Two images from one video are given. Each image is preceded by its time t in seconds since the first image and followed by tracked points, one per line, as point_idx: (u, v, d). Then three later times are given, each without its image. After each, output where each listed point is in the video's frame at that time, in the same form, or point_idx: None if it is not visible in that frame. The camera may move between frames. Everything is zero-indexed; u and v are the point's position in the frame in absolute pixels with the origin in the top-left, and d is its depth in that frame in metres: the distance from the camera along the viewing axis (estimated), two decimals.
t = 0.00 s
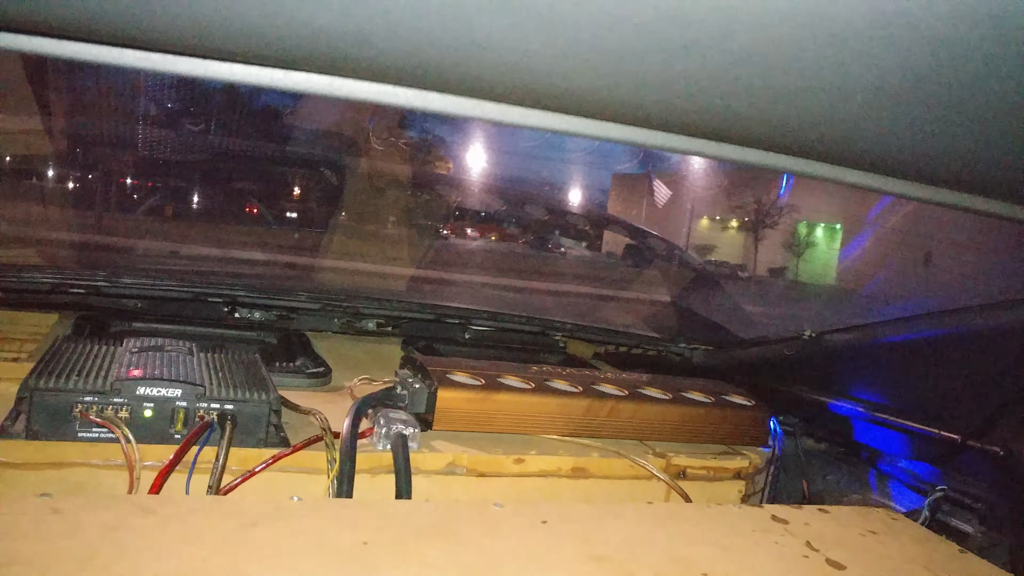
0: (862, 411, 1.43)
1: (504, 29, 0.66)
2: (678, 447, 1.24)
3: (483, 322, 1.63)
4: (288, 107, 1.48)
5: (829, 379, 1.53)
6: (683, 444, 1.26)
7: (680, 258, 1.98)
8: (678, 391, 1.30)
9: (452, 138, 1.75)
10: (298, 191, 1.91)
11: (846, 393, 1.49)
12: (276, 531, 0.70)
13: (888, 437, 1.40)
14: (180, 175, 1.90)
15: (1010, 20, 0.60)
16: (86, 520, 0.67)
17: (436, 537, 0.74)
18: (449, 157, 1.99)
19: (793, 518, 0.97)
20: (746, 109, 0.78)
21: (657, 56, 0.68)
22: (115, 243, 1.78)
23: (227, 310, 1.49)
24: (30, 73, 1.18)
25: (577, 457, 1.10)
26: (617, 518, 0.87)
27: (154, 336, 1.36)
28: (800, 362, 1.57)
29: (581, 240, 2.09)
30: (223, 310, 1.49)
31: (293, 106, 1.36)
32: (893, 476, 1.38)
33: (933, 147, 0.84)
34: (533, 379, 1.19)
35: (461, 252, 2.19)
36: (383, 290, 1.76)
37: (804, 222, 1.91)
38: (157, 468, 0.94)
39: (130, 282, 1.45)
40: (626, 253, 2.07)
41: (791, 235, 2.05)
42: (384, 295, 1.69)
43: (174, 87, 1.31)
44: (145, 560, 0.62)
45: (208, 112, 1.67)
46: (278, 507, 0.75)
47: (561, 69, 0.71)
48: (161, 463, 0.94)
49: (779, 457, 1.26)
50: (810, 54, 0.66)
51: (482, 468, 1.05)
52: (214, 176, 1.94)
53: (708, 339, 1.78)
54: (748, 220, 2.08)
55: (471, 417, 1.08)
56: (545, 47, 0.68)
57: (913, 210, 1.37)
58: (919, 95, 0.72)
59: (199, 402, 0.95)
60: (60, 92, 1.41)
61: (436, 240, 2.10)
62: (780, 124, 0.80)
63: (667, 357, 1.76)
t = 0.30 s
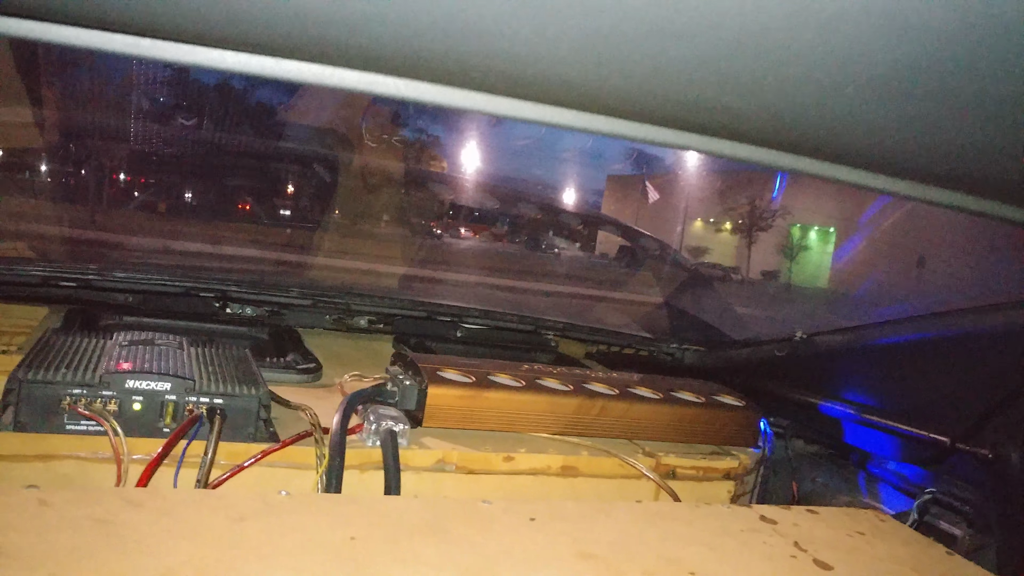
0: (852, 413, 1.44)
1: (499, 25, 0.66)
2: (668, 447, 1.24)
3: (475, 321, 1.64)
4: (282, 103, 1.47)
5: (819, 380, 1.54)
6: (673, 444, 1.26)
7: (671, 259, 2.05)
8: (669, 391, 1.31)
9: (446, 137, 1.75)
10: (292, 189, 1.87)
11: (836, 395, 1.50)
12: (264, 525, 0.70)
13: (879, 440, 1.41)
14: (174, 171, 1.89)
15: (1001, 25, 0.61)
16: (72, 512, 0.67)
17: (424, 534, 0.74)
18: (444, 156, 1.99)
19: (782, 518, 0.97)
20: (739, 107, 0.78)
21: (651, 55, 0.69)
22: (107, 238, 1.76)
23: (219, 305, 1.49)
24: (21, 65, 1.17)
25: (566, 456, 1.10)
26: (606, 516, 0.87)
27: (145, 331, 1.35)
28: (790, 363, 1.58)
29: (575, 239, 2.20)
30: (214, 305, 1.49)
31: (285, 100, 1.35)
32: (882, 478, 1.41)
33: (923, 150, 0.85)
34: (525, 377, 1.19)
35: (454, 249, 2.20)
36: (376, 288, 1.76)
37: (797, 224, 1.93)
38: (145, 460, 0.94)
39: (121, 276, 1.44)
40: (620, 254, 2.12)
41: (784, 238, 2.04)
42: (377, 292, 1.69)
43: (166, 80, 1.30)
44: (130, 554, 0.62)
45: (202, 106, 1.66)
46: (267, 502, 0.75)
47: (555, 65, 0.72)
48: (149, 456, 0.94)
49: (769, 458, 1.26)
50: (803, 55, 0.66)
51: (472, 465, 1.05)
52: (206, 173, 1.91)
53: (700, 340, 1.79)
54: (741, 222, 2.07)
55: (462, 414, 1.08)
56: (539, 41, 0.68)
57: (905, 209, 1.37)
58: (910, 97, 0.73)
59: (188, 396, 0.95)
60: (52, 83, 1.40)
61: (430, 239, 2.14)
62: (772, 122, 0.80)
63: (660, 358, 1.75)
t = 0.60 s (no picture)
0: (838, 414, 1.45)
1: (484, 28, 0.66)
2: (655, 447, 1.25)
3: (464, 321, 1.64)
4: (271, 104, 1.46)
5: (805, 381, 1.55)
6: (661, 445, 1.27)
7: (661, 259, 2.05)
8: (656, 391, 1.31)
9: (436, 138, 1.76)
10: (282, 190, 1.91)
11: (823, 395, 1.51)
12: (248, 527, 0.70)
13: (865, 438, 1.41)
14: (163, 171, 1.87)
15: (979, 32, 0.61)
16: (54, 515, 0.67)
17: (409, 535, 0.74)
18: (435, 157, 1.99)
19: (767, 518, 0.98)
20: (724, 109, 0.79)
21: (635, 58, 0.69)
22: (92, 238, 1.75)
23: (206, 307, 1.48)
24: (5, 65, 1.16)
25: (554, 456, 1.11)
26: (591, 516, 0.87)
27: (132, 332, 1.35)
28: (777, 363, 1.59)
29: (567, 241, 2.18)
30: (202, 306, 1.48)
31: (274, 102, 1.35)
32: (868, 477, 1.40)
33: (906, 152, 0.86)
34: (512, 378, 1.20)
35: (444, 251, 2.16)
36: (365, 289, 1.76)
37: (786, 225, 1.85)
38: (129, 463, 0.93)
39: (107, 277, 1.43)
40: (610, 255, 2.15)
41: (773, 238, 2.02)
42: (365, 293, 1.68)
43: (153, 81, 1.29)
44: (112, 557, 0.62)
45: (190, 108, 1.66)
46: (252, 504, 0.75)
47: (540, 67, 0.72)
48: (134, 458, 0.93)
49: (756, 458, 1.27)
50: (788, 63, 0.67)
51: (459, 467, 1.05)
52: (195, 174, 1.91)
53: (688, 340, 1.80)
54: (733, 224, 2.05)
55: (449, 415, 1.09)
56: (523, 44, 0.68)
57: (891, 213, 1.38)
58: (891, 101, 0.74)
59: (173, 398, 0.94)
60: (38, 83, 1.39)
61: (421, 240, 2.08)
62: (756, 124, 0.81)
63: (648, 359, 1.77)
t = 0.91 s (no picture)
0: (826, 411, 1.46)
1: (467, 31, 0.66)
2: (643, 446, 1.25)
3: (451, 322, 1.64)
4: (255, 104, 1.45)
5: (791, 378, 1.56)
6: (649, 444, 1.27)
7: (649, 259, 2.04)
8: (644, 390, 1.32)
9: (423, 139, 1.75)
10: (268, 191, 1.91)
11: (809, 392, 1.52)
12: (234, 530, 0.70)
13: (850, 436, 1.42)
14: (147, 173, 1.86)
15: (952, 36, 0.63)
16: (38, 522, 0.66)
17: (397, 537, 0.74)
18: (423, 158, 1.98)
19: (754, 515, 0.99)
20: (707, 111, 0.80)
21: (619, 59, 0.69)
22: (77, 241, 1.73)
23: (193, 310, 1.48)
24: None
25: (542, 457, 1.11)
26: (580, 516, 0.88)
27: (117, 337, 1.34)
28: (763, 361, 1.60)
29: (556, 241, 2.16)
30: (189, 310, 1.47)
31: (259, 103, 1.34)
32: (855, 473, 1.41)
33: (887, 151, 0.87)
34: (500, 379, 1.20)
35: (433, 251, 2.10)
36: (353, 291, 1.75)
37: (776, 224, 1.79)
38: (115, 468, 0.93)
39: (92, 281, 1.42)
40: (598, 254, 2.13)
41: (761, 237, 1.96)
42: (352, 294, 1.67)
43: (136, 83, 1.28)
44: (96, 562, 0.61)
45: (174, 111, 1.64)
46: (238, 507, 0.74)
47: (523, 68, 0.72)
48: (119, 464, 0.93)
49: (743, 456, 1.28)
50: (770, 65, 0.67)
51: (446, 468, 1.05)
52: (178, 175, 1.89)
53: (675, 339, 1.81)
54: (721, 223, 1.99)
55: (436, 417, 1.09)
56: (506, 46, 0.69)
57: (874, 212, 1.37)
58: (871, 102, 0.74)
59: (159, 402, 0.94)
60: (21, 87, 1.37)
61: (407, 239, 2.06)
62: (739, 123, 0.81)
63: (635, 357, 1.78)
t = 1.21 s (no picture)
0: (819, 407, 1.47)
1: (457, 26, 0.66)
2: (636, 443, 1.26)
3: (445, 322, 1.64)
4: (248, 105, 1.45)
5: (784, 375, 1.57)
6: (642, 441, 1.28)
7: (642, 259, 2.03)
8: (637, 388, 1.32)
9: (415, 139, 1.76)
10: (261, 194, 1.92)
11: (802, 388, 1.53)
12: (228, 530, 0.70)
13: (845, 433, 1.43)
14: (139, 174, 1.84)
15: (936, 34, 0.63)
16: (30, 522, 0.66)
17: (391, 535, 0.74)
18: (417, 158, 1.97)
19: (747, 511, 0.99)
20: (696, 104, 0.80)
21: (609, 55, 0.70)
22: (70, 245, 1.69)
23: (186, 311, 1.48)
24: None
25: (536, 454, 1.11)
26: (574, 513, 0.88)
27: (110, 338, 1.34)
28: (756, 358, 1.61)
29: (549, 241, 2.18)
30: (182, 311, 1.47)
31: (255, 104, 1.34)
32: (850, 470, 1.44)
33: (876, 146, 0.87)
34: (493, 377, 1.20)
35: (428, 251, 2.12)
36: (346, 292, 1.75)
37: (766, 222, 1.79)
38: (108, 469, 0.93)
39: (85, 282, 1.41)
40: (592, 254, 2.13)
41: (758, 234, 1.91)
42: (345, 294, 1.67)
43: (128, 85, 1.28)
44: (89, 562, 0.61)
45: (166, 111, 1.64)
46: (232, 507, 0.74)
47: (512, 62, 0.72)
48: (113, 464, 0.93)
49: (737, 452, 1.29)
50: (757, 57, 0.68)
51: (441, 466, 1.05)
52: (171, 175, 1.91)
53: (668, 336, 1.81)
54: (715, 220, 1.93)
55: (430, 416, 1.09)
56: (496, 42, 0.69)
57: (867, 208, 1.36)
58: (859, 98, 0.75)
59: (152, 402, 0.94)
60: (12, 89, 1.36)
61: (399, 239, 2.05)
62: (728, 118, 0.82)
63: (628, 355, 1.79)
